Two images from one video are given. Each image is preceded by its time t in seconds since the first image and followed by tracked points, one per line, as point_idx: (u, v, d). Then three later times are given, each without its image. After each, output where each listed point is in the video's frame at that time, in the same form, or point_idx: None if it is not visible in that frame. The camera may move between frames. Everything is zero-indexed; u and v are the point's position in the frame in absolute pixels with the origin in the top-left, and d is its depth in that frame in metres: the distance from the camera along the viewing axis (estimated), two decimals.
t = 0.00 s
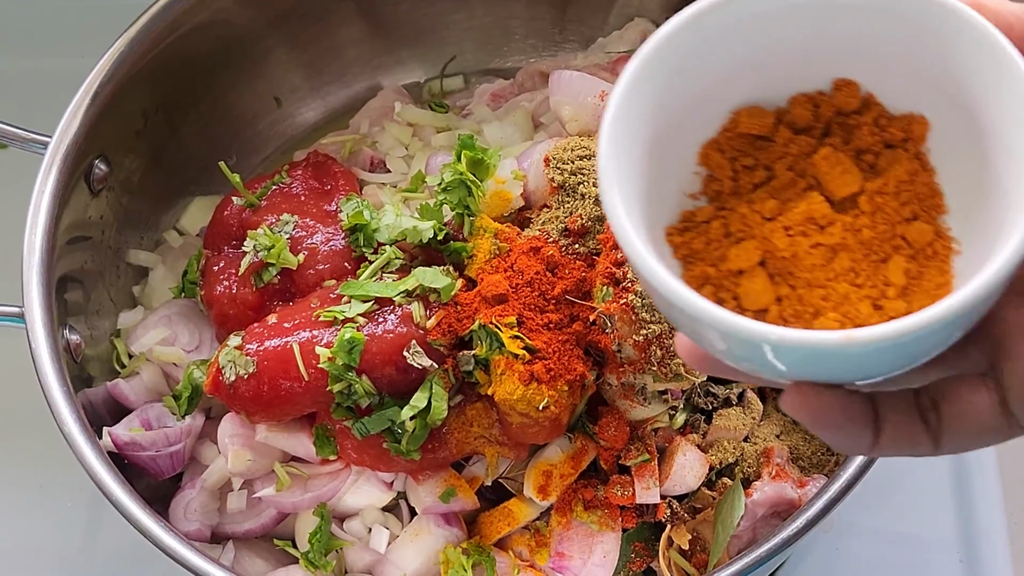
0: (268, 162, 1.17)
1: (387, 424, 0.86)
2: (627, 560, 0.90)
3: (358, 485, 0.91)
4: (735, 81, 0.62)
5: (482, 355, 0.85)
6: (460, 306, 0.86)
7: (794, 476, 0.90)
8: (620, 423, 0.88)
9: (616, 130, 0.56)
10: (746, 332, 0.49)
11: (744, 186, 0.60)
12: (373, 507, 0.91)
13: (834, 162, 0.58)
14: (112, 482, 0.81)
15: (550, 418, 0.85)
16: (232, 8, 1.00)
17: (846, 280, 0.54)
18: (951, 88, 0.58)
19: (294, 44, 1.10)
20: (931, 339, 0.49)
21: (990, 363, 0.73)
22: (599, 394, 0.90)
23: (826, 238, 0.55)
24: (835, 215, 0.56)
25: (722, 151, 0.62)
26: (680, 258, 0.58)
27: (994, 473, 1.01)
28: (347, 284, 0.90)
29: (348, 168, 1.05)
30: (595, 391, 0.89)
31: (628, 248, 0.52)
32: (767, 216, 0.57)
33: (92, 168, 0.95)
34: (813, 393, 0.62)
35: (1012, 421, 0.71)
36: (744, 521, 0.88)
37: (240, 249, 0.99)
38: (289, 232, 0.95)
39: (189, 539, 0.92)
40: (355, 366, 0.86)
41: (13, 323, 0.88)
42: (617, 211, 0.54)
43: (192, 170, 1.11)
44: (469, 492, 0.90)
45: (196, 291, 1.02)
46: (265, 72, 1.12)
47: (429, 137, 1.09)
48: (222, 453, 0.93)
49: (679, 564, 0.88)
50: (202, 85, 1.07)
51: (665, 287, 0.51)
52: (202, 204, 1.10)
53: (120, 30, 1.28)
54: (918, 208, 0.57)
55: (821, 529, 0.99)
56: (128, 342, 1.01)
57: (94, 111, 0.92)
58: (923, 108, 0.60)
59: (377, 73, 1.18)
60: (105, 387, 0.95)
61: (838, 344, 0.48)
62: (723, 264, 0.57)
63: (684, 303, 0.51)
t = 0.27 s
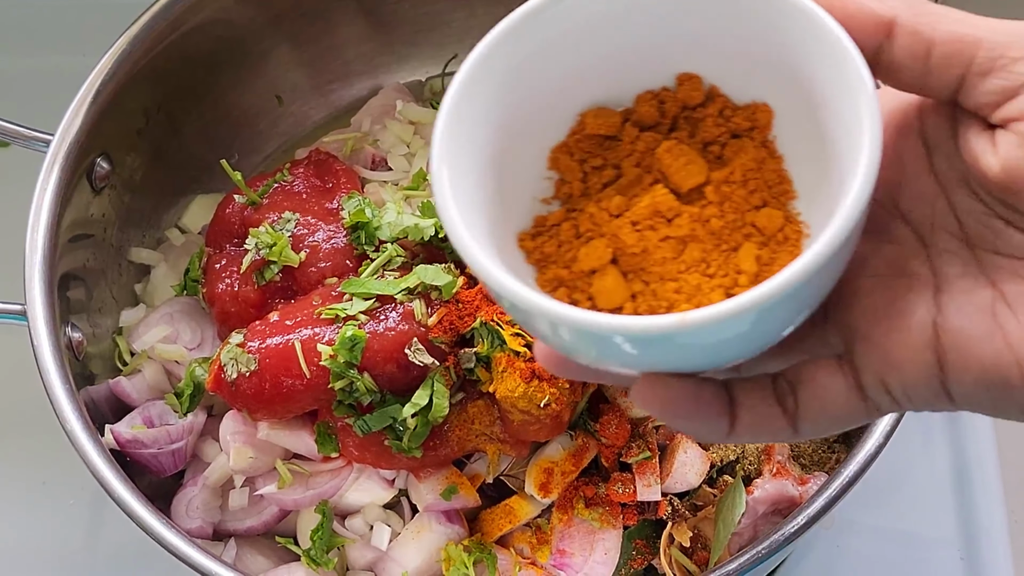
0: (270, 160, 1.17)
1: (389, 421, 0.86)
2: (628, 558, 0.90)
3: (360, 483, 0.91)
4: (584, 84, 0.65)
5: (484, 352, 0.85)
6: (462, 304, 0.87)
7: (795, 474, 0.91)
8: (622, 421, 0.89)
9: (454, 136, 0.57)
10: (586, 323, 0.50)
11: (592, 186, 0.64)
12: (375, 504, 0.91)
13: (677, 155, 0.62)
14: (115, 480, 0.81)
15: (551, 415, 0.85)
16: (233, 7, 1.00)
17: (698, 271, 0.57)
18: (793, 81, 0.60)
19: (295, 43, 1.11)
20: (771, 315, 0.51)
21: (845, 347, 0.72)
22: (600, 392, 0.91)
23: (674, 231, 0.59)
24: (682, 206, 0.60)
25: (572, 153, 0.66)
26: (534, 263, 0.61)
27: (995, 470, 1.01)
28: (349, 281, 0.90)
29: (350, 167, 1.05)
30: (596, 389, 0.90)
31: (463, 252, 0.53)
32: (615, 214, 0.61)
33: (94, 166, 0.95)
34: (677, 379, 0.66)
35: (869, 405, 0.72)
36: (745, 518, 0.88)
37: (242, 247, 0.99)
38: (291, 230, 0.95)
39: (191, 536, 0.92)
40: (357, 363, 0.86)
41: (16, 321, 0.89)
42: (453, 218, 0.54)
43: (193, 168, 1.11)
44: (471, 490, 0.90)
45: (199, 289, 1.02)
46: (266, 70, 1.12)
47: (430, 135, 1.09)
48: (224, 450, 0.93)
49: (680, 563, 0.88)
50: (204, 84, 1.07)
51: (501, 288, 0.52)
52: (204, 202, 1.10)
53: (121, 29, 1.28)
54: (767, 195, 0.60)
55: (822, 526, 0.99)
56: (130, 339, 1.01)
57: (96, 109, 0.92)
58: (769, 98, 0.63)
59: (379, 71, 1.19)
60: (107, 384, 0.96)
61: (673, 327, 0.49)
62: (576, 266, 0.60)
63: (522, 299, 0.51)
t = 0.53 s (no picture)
0: (274, 159, 1.17)
1: (392, 422, 0.86)
2: (631, 558, 0.90)
3: (363, 483, 0.91)
4: (549, 92, 0.66)
5: (487, 352, 0.86)
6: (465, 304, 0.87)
7: (798, 475, 0.90)
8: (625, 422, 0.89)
9: (417, 145, 0.58)
10: (550, 332, 0.50)
11: (558, 196, 0.65)
12: (379, 504, 0.92)
13: (640, 164, 0.62)
14: (118, 480, 0.81)
15: (555, 415, 0.85)
16: (236, 7, 1.00)
17: (663, 279, 0.57)
18: (753, 87, 0.61)
19: (298, 43, 1.11)
20: (735, 317, 0.51)
21: (809, 350, 0.72)
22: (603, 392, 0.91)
23: (638, 239, 0.59)
24: (645, 214, 0.60)
25: (537, 164, 0.66)
26: (501, 275, 0.62)
27: (998, 471, 1.01)
28: (353, 281, 0.90)
29: (353, 167, 1.05)
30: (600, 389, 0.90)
31: (429, 266, 0.53)
32: (580, 224, 0.61)
33: (97, 166, 0.96)
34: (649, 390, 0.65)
35: (834, 407, 0.71)
36: (748, 519, 0.88)
37: (245, 247, 0.99)
38: (294, 230, 0.95)
39: (194, 536, 0.92)
40: (360, 364, 0.86)
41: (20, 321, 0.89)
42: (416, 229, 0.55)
43: (196, 168, 1.11)
44: (474, 490, 0.90)
45: (202, 290, 1.02)
46: (269, 71, 1.12)
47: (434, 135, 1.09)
48: (228, 450, 0.93)
49: (683, 562, 0.88)
50: (207, 84, 1.07)
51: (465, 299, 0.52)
52: (207, 202, 1.10)
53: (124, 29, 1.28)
54: (731, 201, 0.60)
55: (825, 526, 0.99)
56: (133, 339, 1.01)
57: (100, 109, 0.92)
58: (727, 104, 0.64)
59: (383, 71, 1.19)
60: (110, 384, 0.96)
61: (635, 333, 0.49)
62: (542, 276, 0.61)
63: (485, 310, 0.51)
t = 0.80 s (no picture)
0: (280, 161, 1.17)
1: (401, 425, 0.86)
2: (640, 561, 0.89)
3: (371, 486, 0.91)
4: (565, 76, 0.69)
5: (496, 355, 0.85)
6: (474, 307, 0.87)
7: (808, 477, 0.90)
8: (633, 424, 0.88)
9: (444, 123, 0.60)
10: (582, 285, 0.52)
11: (579, 170, 0.67)
12: (386, 507, 0.91)
13: (660, 133, 0.64)
14: (126, 483, 0.81)
15: (564, 418, 0.85)
16: (243, 8, 1.00)
17: (688, 245, 0.59)
18: (772, 58, 0.63)
19: (305, 44, 1.10)
20: (760, 272, 0.53)
21: (833, 333, 0.73)
22: (612, 395, 0.91)
23: (661, 207, 0.61)
24: (668, 181, 0.62)
25: (558, 142, 0.69)
26: (524, 247, 0.64)
27: (1007, 475, 1.01)
28: (360, 284, 0.90)
29: (360, 169, 1.04)
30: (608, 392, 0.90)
31: (460, 229, 0.56)
32: (603, 193, 0.63)
33: (104, 168, 0.95)
34: (683, 350, 0.64)
35: (857, 393, 0.72)
36: (758, 522, 0.87)
37: (252, 250, 0.99)
38: (301, 233, 0.95)
39: (201, 539, 0.92)
40: (368, 367, 0.85)
41: (27, 324, 0.88)
42: (441, 194, 0.57)
43: (203, 169, 1.11)
44: (482, 493, 0.90)
45: (209, 291, 1.02)
46: (276, 72, 1.12)
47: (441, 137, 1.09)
48: (235, 452, 0.93)
49: (692, 565, 0.87)
50: (214, 85, 1.06)
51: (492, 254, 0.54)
52: (213, 204, 1.10)
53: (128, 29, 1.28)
54: (751, 169, 0.63)
55: (835, 530, 0.99)
56: (140, 342, 1.01)
57: (107, 111, 0.91)
58: (748, 81, 0.66)
59: (389, 73, 1.18)
60: (117, 387, 0.96)
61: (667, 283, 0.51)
62: (567, 247, 0.62)
63: (510, 264, 0.53)
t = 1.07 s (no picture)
0: (277, 163, 1.17)
1: (397, 426, 0.86)
2: (636, 563, 0.90)
3: (368, 488, 0.91)
4: None
5: (492, 357, 0.85)
6: (470, 309, 0.86)
7: (803, 479, 0.90)
8: (629, 426, 0.89)
9: None
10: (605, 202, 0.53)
11: None
12: (382, 509, 0.91)
13: None
14: (122, 484, 0.81)
15: (560, 420, 0.85)
16: (240, 10, 1.00)
17: (723, 98, 0.55)
18: None
19: (302, 46, 1.11)
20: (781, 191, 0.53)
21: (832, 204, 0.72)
22: (609, 397, 0.90)
23: (700, 58, 0.55)
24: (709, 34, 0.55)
25: None
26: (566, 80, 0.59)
27: (1002, 476, 1.01)
28: (357, 286, 0.90)
29: (358, 171, 1.05)
30: (604, 394, 0.89)
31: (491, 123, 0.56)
32: (642, 39, 0.57)
33: (102, 170, 0.95)
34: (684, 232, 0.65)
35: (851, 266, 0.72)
36: (753, 523, 0.88)
37: (249, 251, 0.99)
38: (298, 234, 0.95)
39: (198, 540, 0.92)
40: (364, 369, 0.86)
41: (24, 326, 0.89)
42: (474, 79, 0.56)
43: (201, 170, 1.11)
44: (478, 494, 0.90)
45: (206, 293, 1.02)
46: (273, 74, 1.12)
47: (438, 139, 1.09)
48: (232, 454, 0.93)
49: (687, 566, 0.88)
50: (211, 87, 1.07)
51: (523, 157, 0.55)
52: (211, 205, 1.10)
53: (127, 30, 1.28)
54: (794, 13, 0.55)
55: (830, 531, 0.99)
56: (137, 343, 1.01)
57: (104, 113, 0.92)
58: None
59: (386, 75, 1.19)
60: (115, 388, 0.96)
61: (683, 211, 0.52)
62: (604, 85, 0.58)
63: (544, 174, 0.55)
